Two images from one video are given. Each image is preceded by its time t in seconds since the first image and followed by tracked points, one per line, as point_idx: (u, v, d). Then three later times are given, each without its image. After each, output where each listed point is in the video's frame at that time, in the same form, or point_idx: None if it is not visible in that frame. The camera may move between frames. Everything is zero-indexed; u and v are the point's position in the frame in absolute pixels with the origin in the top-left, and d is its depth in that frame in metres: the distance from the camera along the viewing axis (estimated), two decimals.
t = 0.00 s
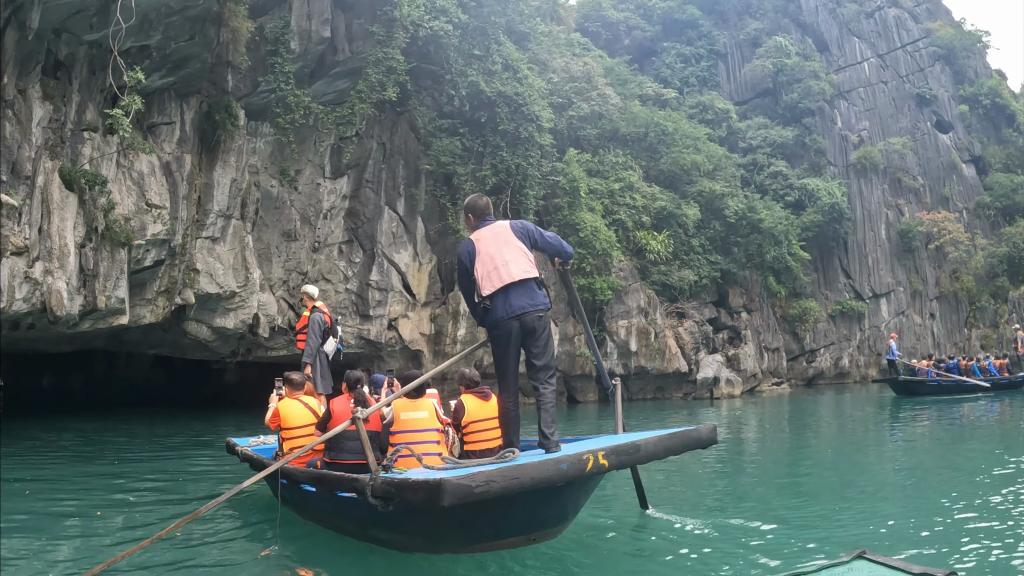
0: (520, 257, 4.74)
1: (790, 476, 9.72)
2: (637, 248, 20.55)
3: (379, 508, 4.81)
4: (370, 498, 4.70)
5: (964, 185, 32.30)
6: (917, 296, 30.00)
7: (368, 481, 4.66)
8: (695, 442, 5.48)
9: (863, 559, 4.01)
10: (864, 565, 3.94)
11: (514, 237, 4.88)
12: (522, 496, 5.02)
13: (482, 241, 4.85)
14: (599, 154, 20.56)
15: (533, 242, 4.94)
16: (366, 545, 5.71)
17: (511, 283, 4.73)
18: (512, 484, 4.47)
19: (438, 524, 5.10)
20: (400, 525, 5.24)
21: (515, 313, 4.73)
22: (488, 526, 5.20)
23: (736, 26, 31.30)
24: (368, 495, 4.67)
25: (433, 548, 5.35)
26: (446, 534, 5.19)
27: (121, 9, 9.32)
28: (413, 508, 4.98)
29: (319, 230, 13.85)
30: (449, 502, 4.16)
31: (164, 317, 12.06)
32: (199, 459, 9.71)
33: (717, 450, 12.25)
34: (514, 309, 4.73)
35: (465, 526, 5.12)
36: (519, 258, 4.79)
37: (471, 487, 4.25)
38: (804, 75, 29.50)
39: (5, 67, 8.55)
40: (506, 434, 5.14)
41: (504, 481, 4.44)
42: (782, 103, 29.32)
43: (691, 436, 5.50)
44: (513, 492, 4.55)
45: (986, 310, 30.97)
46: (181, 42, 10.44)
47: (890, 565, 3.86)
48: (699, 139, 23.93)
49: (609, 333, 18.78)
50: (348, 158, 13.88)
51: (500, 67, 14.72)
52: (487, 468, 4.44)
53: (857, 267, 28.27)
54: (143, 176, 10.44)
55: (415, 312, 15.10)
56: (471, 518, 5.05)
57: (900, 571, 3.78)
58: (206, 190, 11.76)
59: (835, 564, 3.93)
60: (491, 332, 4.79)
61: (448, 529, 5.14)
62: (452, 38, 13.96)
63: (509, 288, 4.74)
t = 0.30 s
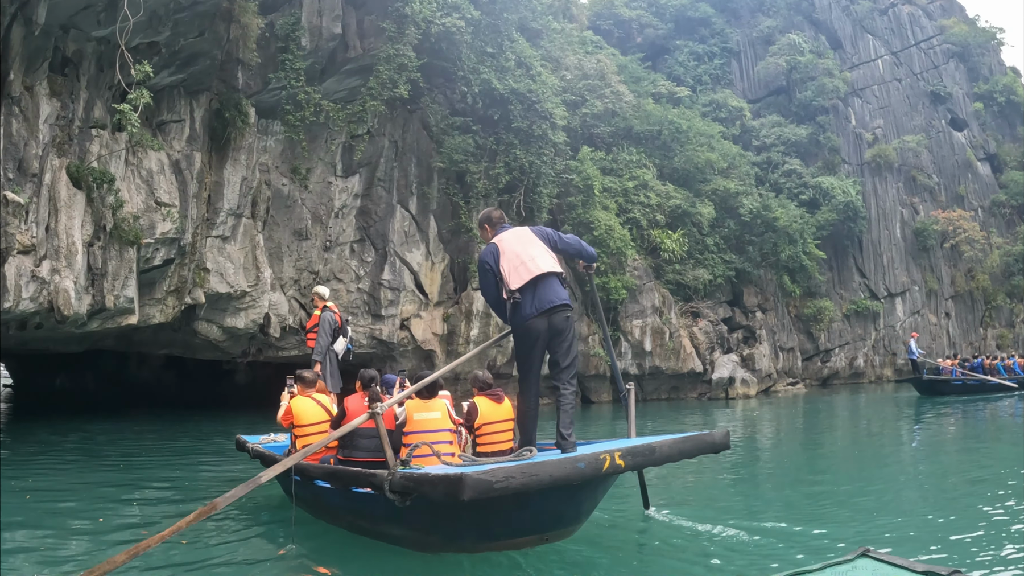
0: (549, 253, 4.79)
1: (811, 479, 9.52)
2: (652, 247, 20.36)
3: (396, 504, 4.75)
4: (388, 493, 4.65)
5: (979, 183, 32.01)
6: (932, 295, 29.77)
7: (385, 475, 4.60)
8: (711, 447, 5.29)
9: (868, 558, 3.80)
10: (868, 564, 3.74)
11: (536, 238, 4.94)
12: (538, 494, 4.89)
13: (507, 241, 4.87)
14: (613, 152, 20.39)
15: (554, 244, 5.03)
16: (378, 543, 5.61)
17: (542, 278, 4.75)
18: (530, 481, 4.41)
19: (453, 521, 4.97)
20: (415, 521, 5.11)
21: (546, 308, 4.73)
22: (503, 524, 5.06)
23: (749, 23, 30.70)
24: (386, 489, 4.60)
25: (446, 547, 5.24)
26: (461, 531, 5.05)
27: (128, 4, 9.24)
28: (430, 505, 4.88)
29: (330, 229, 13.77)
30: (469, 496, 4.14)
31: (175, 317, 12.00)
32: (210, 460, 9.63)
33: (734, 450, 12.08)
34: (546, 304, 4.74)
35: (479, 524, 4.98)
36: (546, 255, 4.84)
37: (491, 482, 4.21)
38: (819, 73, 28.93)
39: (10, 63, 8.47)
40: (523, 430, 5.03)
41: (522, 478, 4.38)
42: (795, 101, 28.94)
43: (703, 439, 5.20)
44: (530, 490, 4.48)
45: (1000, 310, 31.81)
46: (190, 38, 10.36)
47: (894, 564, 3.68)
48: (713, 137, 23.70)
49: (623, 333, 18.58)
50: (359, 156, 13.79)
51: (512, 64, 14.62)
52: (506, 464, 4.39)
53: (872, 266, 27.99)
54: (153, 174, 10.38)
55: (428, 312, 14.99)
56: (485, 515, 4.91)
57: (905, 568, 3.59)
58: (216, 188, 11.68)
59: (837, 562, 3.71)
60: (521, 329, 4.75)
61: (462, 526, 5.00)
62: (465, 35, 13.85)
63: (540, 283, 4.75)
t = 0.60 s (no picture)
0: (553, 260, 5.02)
1: (831, 481, 9.34)
2: (666, 246, 20.16)
3: (414, 495, 4.74)
4: (407, 485, 4.70)
5: (993, 181, 31.71)
6: (947, 294, 29.52)
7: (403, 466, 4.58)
8: (723, 453, 5.32)
9: (869, 556, 4.16)
10: (868, 562, 4.07)
11: (541, 245, 5.17)
12: (554, 491, 4.90)
13: (513, 246, 5.10)
14: (626, 150, 20.20)
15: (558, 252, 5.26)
16: (390, 539, 5.56)
17: (546, 284, 4.97)
18: (550, 476, 4.45)
19: (469, 517, 4.97)
20: (430, 516, 5.09)
21: (550, 311, 4.92)
22: (517, 522, 5.06)
23: (761, 21, 30.36)
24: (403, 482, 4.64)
25: (459, 544, 5.19)
26: (476, 527, 5.04)
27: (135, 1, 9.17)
28: (446, 500, 4.86)
29: (341, 228, 13.69)
30: (491, 488, 4.16)
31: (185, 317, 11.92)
32: (220, 461, 9.53)
33: (752, 451, 11.89)
34: (550, 307, 4.93)
35: (494, 520, 4.98)
36: (550, 263, 5.07)
37: (513, 475, 4.25)
38: (832, 70, 28.60)
39: (16, 60, 8.38)
40: (536, 429, 5.12)
41: (542, 473, 4.42)
42: (809, 99, 28.58)
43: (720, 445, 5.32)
44: (549, 485, 4.51)
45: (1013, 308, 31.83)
46: (199, 35, 10.25)
47: (894, 562, 4.04)
48: (727, 135, 23.47)
49: (637, 332, 18.40)
50: (370, 155, 13.70)
51: (525, 61, 14.51)
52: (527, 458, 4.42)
53: (887, 265, 27.72)
54: (161, 173, 10.34)
55: (440, 312, 14.88)
56: (501, 512, 4.92)
57: (905, 566, 3.95)
58: (226, 186, 11.60)
59: (841, 561, 4.03)
60: (525, 330, 4.91)
61: (477, 522, 4.99)
62: (477, 31, 13.74)
63: (543, 288, 4.96)
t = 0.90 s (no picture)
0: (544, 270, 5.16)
1: (851, 481, 9.16)
2: (679, 244, 19.96)
3: (427, 486, 4.74)
4: (420, 476, 4.69)
5: (1008, 178, 31.37)
6: (962, 293, 29.23)
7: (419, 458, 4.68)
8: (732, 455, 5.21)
9: (867, 554, 4.06)
10: (867, 559, 3.98)
11: (534, 254, 5.30)
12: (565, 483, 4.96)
13: (505, 256, 5.23)
14: (638, 148, 20.01)
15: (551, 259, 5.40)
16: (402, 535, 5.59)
17: (536, 292, 5.13)
18: (563, 468, 4.54)
19: (481, 508, 5.04)
20: (442, 507, 5.13)
21: (542, 318, 5.09)
22: (529, 514, 5.14)
23: (773, 18, 30.04)
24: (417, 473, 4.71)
25: (471, 537, 5.25)
26: (488, 519, 5.11)
27: None
28: (459, 491, 4.92)
29: (352, 227, 13.60)
30: (505, 476, 4.28)
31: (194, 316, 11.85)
32: (230, 462, 9.45)
33: (768, 451, 11.70)
34: (542, 313, 5.10)
35: (506, 512, 5.05)
36: (542, 272, 5.22)
37: (527, 465, 4.36)
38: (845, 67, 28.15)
39: (21, 56, 8.37)
40: (545, 431, 5.40)
41: (555, 465, 4.51)
42: (821, 96, 28.25)
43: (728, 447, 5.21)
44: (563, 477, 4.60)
45: None
46: (208, 31, 10.16)
47: (893, 559, 3.93)
48: (740, 132, 23.24)
49: (650, 332, 18.23)
50: (381, 153, 13.61)
51: (537, 58, 14.39)
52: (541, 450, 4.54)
53: (901, 263, 27.43)
54: (169, 170, 10.26)
55: (452, 311, 14.76)
56: (512, 503, 5.00)
57: (903, 564, 3.84)
58: (235, 185, 11.54)
59: (838, 559, 3.95)
60: (519, 337, 5.09)
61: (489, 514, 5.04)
62: (488, 28, 13.62)
63: (535, 296, 5.12)
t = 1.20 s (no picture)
0: (549, 264, 5.12)
1: (872, 482, 8.96)
2: (693, 243, 19.76)
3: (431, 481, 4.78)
4: (424, 470, 4.64)
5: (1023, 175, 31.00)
6: (976, 291, 29.03)
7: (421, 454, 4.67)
8: (736, 453, 5.09)
9: (866, 550, 3.91)
10: (866, 556, 3.84)
11: (541, 251, 5.28)
12: (567, 478, 5.00)
13: (511, 253, 5.21)
14: (652, 145, 19.78)
15: (557, 255, 5.38)
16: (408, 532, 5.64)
17: (543, 286, 5.07)
18: (564, 461, 4.53)
19: (484, 505, 5.08)
20: (445, 504, 5.16)
21: (549, 311, 4.99)
22: (532, 510, 5.15)
23: (786, 15, 29.71)
24: (421, 467, 4.67)
25: (475, 533, 5.28)
26: (491, 516, 5.14)
27: None
28: (461, 487, 4.95)
29: (362, 225, 13.50)
30: (506, 469, 4.29)
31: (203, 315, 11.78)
32: (240, 462, 9.37)
33: (784, 452, 11.50)
34: (550, 306, 5.02)
35: (508, 509, 5.08)
36: (548, 266, 5.18)
37: (528, 458, 4.38)
38: (858, 64, 27.81)
39: (26, 52, 8.35)
40: (551, 428, 5.28)
41: (556, 458, 4.51)
42: (834, 94, 27.91)
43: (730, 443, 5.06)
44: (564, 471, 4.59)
45: None
46: (215, 27, 10.05)
47: (891, 555, 3.78)
48: (753, 130, 23.04)
49: (664, 330, 18.04)
50: (391, 150, 13.52)
51: (549, 54, 14.32)
52: (542, 443, 4.53)
53: (915, 262, 27.13)
54: (177, 168, 10.19)
55: (464, 310, 14.65)
56: (514, 500, 5.03)
57: (903, 559, 3.70)
58: (244, 182, 11.46)
59: (836, 554, 3.82)
60: (529, 332, 5.01)
61: (492, 508, 5.08)
62: (500, 23, 13.49)
63: (541, 290, 5.06)
